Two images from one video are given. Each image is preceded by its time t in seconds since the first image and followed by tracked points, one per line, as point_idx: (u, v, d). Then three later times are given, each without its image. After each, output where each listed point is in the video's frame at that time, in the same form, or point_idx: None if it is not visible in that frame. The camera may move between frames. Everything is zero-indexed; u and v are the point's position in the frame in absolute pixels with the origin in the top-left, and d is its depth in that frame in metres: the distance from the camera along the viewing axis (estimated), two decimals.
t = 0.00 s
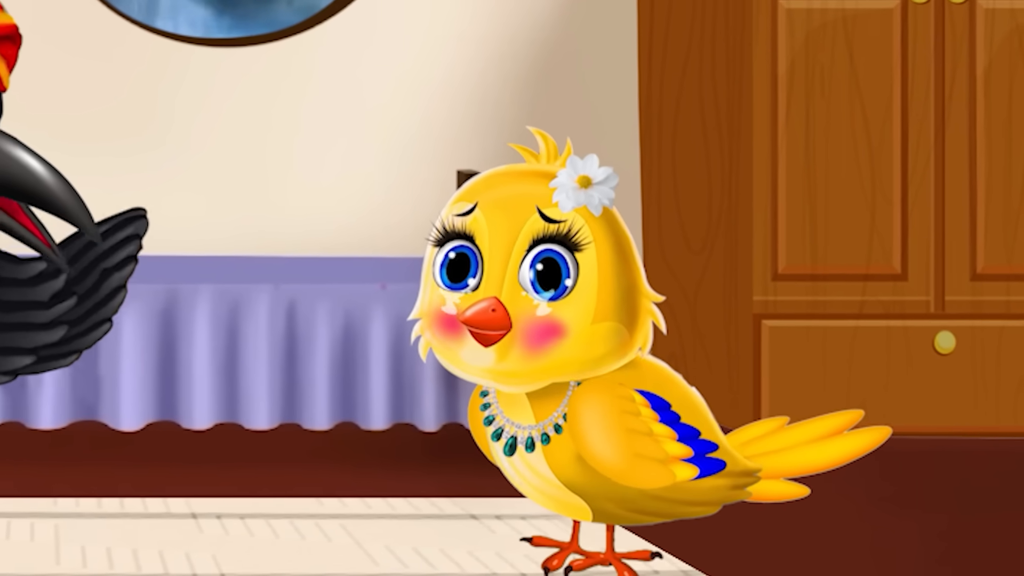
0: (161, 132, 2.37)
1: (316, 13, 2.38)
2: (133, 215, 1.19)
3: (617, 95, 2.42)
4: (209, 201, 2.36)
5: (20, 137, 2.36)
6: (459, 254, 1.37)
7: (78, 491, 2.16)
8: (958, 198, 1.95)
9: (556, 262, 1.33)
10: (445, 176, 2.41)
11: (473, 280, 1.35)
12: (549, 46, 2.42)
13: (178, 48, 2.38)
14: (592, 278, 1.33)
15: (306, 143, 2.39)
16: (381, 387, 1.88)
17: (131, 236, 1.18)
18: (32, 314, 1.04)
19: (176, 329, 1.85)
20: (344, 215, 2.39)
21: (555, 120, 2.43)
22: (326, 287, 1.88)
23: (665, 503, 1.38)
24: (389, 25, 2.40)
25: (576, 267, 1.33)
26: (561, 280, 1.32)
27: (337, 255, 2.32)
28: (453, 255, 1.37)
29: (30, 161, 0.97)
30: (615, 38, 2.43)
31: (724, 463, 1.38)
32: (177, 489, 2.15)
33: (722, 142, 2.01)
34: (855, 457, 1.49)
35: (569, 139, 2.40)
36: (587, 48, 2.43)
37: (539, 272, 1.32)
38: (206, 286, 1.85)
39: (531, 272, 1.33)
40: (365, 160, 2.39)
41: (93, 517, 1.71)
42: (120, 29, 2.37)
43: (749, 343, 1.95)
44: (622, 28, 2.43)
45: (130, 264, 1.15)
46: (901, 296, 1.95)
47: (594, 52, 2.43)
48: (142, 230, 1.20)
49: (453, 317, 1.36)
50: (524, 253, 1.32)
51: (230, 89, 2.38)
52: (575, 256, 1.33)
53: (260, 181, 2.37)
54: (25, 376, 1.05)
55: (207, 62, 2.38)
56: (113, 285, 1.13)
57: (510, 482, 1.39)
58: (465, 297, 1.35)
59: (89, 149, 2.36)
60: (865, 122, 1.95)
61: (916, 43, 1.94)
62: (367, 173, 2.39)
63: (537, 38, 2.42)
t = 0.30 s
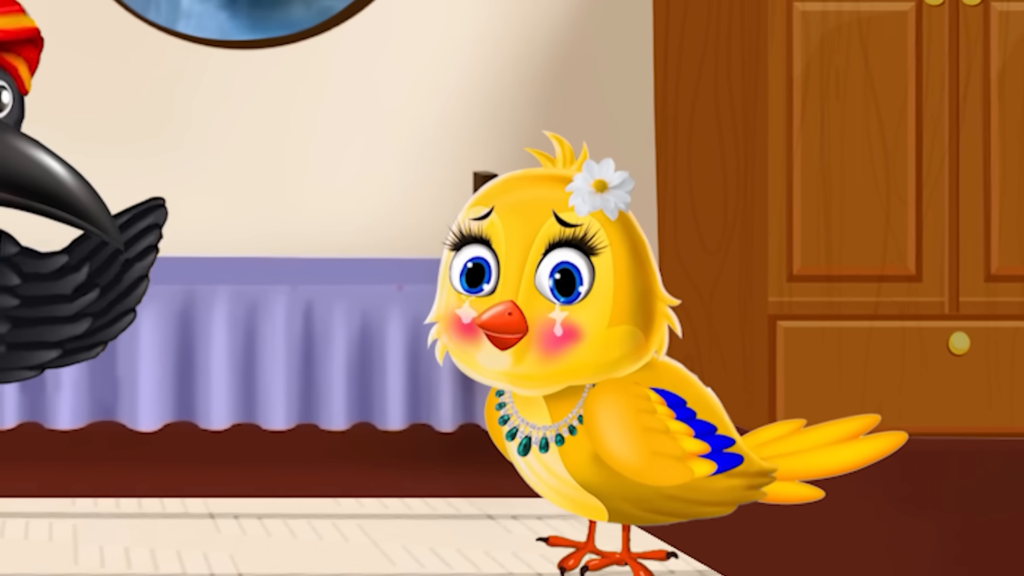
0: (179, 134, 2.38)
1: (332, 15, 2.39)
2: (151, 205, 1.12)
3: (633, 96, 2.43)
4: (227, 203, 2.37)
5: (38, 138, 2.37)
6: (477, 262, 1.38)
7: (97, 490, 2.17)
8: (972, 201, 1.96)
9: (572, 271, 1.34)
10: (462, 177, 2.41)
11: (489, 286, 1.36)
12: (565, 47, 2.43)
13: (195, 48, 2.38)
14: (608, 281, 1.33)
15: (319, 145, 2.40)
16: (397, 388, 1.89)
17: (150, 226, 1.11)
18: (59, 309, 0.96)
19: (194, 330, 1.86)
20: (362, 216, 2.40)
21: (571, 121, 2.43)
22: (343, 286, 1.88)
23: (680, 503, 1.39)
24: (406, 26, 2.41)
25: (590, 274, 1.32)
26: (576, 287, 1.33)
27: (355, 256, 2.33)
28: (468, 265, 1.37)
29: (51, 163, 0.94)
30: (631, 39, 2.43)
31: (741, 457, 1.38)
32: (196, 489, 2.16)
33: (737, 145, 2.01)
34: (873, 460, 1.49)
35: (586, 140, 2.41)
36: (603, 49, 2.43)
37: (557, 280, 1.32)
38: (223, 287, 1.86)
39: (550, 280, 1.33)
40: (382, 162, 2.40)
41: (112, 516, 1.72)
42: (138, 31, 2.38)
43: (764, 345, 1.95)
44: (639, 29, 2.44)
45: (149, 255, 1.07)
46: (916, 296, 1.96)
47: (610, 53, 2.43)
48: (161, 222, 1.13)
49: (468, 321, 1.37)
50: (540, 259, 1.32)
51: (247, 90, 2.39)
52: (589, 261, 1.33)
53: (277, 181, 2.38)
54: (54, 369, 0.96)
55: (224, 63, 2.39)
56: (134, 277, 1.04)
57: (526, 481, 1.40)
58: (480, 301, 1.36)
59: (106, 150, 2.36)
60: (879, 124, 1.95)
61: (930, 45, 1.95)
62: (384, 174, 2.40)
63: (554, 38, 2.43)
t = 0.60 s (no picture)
0: (197, 136, 2.39)
1: (349, 18, 2.41)
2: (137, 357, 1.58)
3: (649, 98, 2.44)
4: (244, 204, 2.38)
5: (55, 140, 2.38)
6: (493, 266, 1.38)
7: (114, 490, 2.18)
8: (986, 203, 1.99)
9: (588, 276, 1.33)
10: (478, 179, 2.42)
11: (505, 288, 1.36)
12: (580, 50, 2.44)
13: (212, 50, 2.39)
14: (623, 285, 1.33)
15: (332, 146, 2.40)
16: (415, 389, 1.90)
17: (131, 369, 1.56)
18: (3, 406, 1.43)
19: (213, 331, 1.87)
20: (379, 217, 2.41)
21: (586, 122, 2.44)
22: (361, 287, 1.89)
23: (696, 503, 1.38)
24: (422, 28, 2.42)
25: (606, 278, 1.32)
26: (592, 290, 1.32)
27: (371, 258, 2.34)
28: (484, 269, 1.37)
29: (74, 167, 1.07)
30: (646, 41, 2.44)
31: (757, 455, 1.38)
32: (213, 489, 2.17)
33: (752, 146, 2.04)
34: (888, 464, 1.48)
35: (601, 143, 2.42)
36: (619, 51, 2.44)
37: (573, 284, 1.32)
38: (242, 289, 1.87)
39: (567, 284, 1.33)
40: (398, 164, 2.41)
41: (129, 516, 1.73)
42: (155, 33, 2.38)
43: (779, 347, 1.99)
44: (654, 31, 2.44)
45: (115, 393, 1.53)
46: (930, 297, 1.99)
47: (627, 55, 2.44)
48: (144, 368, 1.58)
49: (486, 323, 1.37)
50: (557, 263, 1.32)
51: (264, 92, 2.40)
52: (606, 265, 1.34)
53: (294, 184, 2.39)
54: None
55: (241, 65, 2.40)
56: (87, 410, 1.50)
57: (542, 482, 1.40)
58: (497, 304, 1.36)
59: (122, 151, 2.37)
60: (894, 126, 2.00)
61: (944, 48, 1.99)
62: (400, 176, 2.42)
63: (570, 40, 2.44)
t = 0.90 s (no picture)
0: (213, 138, 2.41)
1: (366, 20, 2.44)
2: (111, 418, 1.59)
3: (663, 101, 2.46)
4: (259, 205, 2.41)
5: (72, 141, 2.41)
6: (510, 262, 1.34)
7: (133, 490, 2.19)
8: (1002, 204, 2.01)
9: (605, 266, 1.31)
10: (494, 179, 2.45)
11: (523, 284, 1.32)
12: (596, 52, 2.46)
13: (229, 55, 2.42)
14: (640, 284, 1.30)
15: (352, 145, 2.43)
16: (432, 390, 1.91)
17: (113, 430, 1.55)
18: None
19: (230, 333, 1.88)
20: (401, 216, 2.44)
21: (602, 125, 2.46)
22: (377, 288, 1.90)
23: (713, 503, 1.37)
24: (437, 31, 2.44)
25: (624, 272, 1.29)
26: (610, 285, 1.30)
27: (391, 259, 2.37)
28: (501, 260, 1.34)
29: (87, 167, 1.18)
30: (661, 45, 2.46)
31: (770, 463, 1.36)
32: (232, 489, 2.19)
33: (767, 146, 2.07)
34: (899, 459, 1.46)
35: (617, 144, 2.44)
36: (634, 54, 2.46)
37: (588, 276, 1.29)
38: (258, 290, 1.88)
39: (581, 277, 1.30)
40: (416, 163, 2.44)
41: (148, 516, 1.74)
42: (174, 38, 2.42)
43: (795, 349, 1.99)
44: (669, 35, 2.46)
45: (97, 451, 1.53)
46: (946, 298, 2.00)
47: (641, 59, 2.46)
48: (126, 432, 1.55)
49: (503, 320, 1.33)
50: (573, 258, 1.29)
51: (281, 94, 2.43)
52: (622, 261, 1.31)
53: (312, 186, 2.42)
54: None
55: (259, 69, 2.43)
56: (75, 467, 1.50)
57: (559, 483, 1.38)
58: (514, 300, 1.32)
59: (140, 154, 2.40)
60: (910, 130, 2.01)
61: (959, 51, 2.01)
62: (418, 177, 2.44)
63: (584, 43, 2.46)
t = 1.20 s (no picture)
0: (229, 139, 2.42)
1: (384, 22, 2.44)
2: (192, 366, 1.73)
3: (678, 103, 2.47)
4: (277, 207, 2.42)
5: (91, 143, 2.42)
6: (526, 264, 1.35)
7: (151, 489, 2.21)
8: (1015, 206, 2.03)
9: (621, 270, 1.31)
10: (511, 181, 2.46)
11: (539, 286, 1.33)
12: (612, 54, 2.47)
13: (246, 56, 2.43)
14: (655, 287, 1.30)
15: (368, 146, 2.44)
16: (449, 391, 1.92)
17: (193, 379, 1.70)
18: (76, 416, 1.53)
19: (249, 333, 1.89)
20: (412, 220, 2.44)
21: (616, 126, 2.47)
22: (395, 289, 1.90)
23: (728, 504, 1.37)
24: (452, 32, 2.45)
25: (639, 275, 1.29)
26: (625, 288, 1.30)
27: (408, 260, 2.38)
28: (518, 265, 1.35)
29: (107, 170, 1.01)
30: (676, 47, 2.47)
31: (786, 460, 1.36)
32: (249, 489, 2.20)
33: (782, 149, 2.08)
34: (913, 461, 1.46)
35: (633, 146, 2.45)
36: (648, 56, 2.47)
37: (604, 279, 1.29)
38: (276, 291, 1.89)
39: (598, 281, 1.30)
40: (429, 164, 2.45)
41: (166, 516, 1.75)
42: (191, 39, 2.42)
43: (810, 347, 2.02)
44: (684, 37, 2.47)
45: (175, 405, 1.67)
46: (960, 299, 2.03)
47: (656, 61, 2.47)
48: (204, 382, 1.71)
49: (520, 322, 1.34)
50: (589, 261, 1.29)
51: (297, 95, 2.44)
52: (638, 263, 1.30)
53: (328, 187, 2.43)
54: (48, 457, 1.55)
55: (275, 70, 2.44)
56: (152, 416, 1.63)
57: (575, 483, 1.38)
58: (530, 302, 1.33)
59: (156, 155, 2.41)
60: (924, 132, 2.03)
61: (974, 52, 2.03)
62: (434, 178, 2.45)
63: (599, 45, 2.47)
